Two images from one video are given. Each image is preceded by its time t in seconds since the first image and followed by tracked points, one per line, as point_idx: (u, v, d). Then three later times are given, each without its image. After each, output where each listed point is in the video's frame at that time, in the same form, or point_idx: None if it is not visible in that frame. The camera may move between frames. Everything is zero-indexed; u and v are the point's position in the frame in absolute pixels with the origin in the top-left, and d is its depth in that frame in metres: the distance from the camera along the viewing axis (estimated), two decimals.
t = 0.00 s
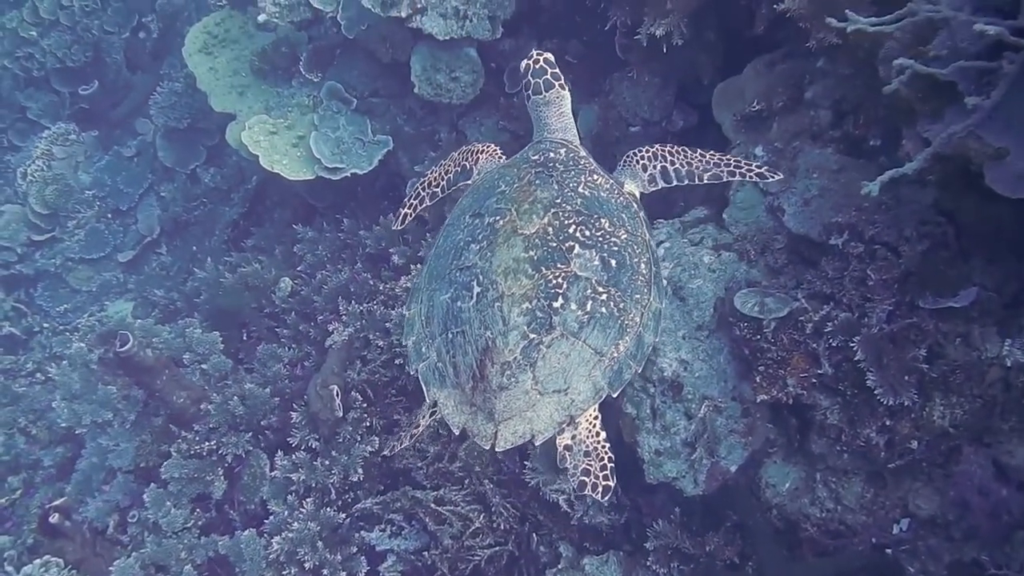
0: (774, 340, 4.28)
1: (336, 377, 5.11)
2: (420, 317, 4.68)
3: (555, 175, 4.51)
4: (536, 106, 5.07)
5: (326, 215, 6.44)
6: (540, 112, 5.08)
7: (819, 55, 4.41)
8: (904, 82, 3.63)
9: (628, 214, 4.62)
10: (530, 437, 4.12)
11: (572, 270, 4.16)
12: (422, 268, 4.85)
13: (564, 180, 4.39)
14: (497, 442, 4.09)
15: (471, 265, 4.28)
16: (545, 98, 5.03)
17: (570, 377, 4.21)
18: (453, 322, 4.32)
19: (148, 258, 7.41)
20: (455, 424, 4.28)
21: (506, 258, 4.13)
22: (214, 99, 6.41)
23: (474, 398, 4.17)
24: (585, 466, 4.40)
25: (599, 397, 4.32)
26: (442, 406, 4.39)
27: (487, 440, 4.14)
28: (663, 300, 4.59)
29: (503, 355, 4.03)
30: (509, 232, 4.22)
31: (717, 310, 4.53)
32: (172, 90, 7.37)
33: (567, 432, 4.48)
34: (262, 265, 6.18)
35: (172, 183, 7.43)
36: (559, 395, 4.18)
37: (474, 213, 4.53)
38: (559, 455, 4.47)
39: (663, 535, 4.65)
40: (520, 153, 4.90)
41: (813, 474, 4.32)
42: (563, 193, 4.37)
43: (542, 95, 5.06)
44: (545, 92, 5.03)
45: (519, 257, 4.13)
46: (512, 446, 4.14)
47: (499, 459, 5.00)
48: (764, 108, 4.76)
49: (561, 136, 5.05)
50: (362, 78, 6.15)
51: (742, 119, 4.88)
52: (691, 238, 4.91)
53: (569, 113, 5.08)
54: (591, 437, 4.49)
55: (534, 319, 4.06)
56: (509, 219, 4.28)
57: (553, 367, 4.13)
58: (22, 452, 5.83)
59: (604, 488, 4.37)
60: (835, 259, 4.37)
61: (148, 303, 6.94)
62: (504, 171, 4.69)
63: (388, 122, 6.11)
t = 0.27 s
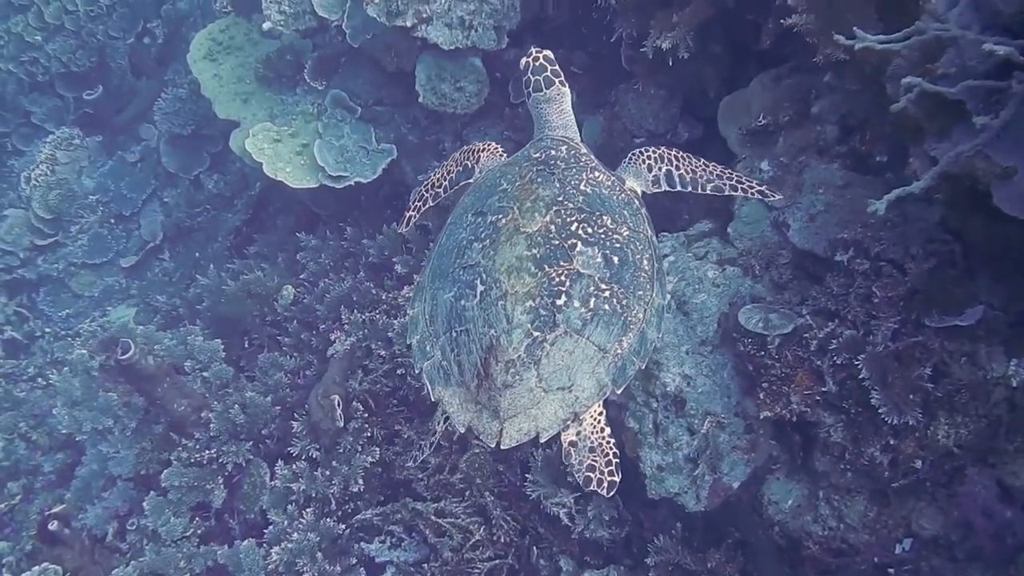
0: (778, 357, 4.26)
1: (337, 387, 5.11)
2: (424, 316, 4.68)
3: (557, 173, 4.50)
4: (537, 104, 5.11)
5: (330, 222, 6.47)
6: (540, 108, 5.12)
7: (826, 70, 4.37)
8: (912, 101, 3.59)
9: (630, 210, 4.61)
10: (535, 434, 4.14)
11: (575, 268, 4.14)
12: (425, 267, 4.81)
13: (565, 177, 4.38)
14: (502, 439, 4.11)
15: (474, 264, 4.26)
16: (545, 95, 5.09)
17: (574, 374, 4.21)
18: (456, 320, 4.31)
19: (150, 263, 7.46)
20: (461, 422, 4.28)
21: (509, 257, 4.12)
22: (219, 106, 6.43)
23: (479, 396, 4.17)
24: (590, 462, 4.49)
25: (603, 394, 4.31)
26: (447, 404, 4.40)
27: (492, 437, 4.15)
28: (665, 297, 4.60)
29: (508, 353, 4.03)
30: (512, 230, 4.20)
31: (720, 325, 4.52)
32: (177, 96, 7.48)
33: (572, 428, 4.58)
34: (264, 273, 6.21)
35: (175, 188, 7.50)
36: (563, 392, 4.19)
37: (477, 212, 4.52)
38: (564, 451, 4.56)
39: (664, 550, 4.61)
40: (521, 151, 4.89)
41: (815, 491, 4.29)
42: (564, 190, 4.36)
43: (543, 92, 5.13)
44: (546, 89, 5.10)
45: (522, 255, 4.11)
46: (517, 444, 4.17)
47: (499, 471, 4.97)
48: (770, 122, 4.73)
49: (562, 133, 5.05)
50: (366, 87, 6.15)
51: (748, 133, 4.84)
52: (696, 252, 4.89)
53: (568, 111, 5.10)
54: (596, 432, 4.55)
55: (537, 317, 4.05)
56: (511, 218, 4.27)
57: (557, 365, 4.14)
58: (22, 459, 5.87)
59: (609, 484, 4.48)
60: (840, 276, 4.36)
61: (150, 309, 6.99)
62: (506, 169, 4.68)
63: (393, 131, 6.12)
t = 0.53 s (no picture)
0: (783, 373, 4.24)
1: (339, 396, 5.13)
2: (429, 315, 4.68)
3: (560, 171, 4.52)
4: (541, 99, 5.10)
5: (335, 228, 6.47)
6: (546, 105, 5.11)
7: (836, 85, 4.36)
8: (922, 119, 3.57)
9: (633, 206, 4.63)
10: (540, 432, 4.11)
11: (579, 265, 4.13)
12: (430, 265, 4.84)
13: (569, 175, 4.40)
14: (508, 437, 4.08)
15: (478, 262, 4.24)
16: (550, 91, 5.10)
17: (579, 371, 4.20)
18: (461, 318, 4.29)
19: (154, 265, 7.48)
20: (466, 420, 4.25)
21: (513, 255, 4.09)
22: (226, 110, 6.43)
23: (485, 394, 4.15)
24: (596, 459, 4.45)
25: (608, 390, 4.31)
26: (453, 402, 4.37)
27: (498, 435, 4.12)
28: (667, 293, 4.64)
29: (512, 351, 3.97)
30: (516, 228, 4.19)
31: (725, 340, 4.50)
32: (184, 98, 7.48)
33: (576, 424, 4.53)
34: (269, 278, 6.22)
35: (180, 191, 7.54)
36: (568, 389, 4.18)
37: (481, 210, 4.53)
38: (569, 447, 4.50)
39: (666, 565, 4.59)
40: (525, 149, 4.91)
41: (818, 508, 4.25)
42: (568, 188, 4.37)
43: (547, 89, 5.13)
44: (550, 86, 5.13)
45: (526, 253, 4.10)
46: (523, 441, 4.14)
47: (501, 482, 4.97)
48: (779, 137, 4.69)
49: (566, 129, 5.08)
50: (374, 93, 6.13)
51: (756, 147, 4.81)
52: (702, 266, 4.87)
53: (571, 108, 5.12)
54: (601, 428, 4.50)
55: (542, 315, 4.01)
56: (515, 216, 4.26)
57: (562, 362, 4.12)
58: (23, 460, 5.93)
59: (614, 480, 4.41)
60: (847, 293, 4.33)
61: (154, 311, 7.02)
62: (509, 167, 4.70)
63: (399, 137, 6.11)
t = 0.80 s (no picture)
0: (785, 392, 4.22)
1: (340, 405, 5.09)
2: (434, 316, 4.71)
3: (562, 172, 4.49)
4: (541, 99, 5.06)
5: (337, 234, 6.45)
6: (546, 105, 5.06)
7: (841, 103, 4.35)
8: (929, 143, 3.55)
9: (635, 206, 4.60)
10: (546, 432, 4.15)
11: (582, 266, 4.11)
12: (434, 267, 4.88)
13: (571, 176, 4.37)
14: (513, 438, 4.09)
15: (482, 264, 4.24)
16: (549, 92, 5.04)
17: (583, 372, 4.21)
18: (466, 320, 4.30)
19: (155, 268, 7.46)
20: (472, 421, 4.29)
21: (516, 256, 4.08)
22: (228, 114, 6.42)
23: (490, 395, 4.16)
24: (601, 458, 4.38)
25: (612, 390, 4.34)
26: (459, 403, 4.40)
27: (504, 436, 4.14)
28: (670, 292, 4.64)
29: (517, 353, 3.97)
30: (519, 230, 4.18)
31: (728, 357, 4.48)
32: (186, 102, 7.49)
33: (581, 424, 4.52)
34: (270, 284, 6.21)
35: (182, 194, 7.54)
36: (573, 389, 4.20)
37: (484, 211, 4.51)
38: (573, 447, 4.50)
39: None
40: (526, 150, 4.90)
41: (819, 527, 4.25)
42: (570, 189, 4.35)
43: (546, 90, 5.07)
44: (549, 86, 5.06)
45: (530, 255, 4.08)
46: (528, 442, 4.16)
47: (501, 494, 4.95)
48: (784, 154, 4.65)
49: (567, 130, 5.04)
50: (377, 100, 6.11)
51: (761, 163, 4.77)
52: (705, 281, 4.85)
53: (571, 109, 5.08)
54: (606, 428, 4.47)
55: (546, 316, 4.00)
56: (518, 217, 4.26)
57: (566, 363, 4.13)
58: (21, 464, 5.91)
59: (620, 479, 4.34)
60: (850, 312, 4.32)
61: (154, 314, 7.01)
62: (512, 169, 4.68)
63: (402, 144, 6.09)
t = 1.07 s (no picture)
0: (787, 416, 4.20)
1: (339, 417, 5.11)
2: (436, 321, 4.70)
3: (563, 176, 4.49)
4: (541, 104, 5.00)
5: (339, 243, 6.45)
6: (545, 109, 5.02)
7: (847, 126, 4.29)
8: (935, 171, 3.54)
9: (636, 211, 4.60)
10: (548, 436, 4.12)
11: (583, 271, 4.14)
12: (436, 272, 4.85)
13: (571, 181, 4.38)
14: (516, 443, 4.07)
15: (484, 269, 4.26)
16: (550, 95, 4.98)
17: (585, 376, 4.23)
18: (468, 325, 4.31)
19: (157, 271, 7.45)
20: (476, 426, 4.26)
21: (518, 262, 4.10)
22: (233, 121, 6.42)
23: (493, 400, 4.15)
24: (603, 462, 4.34)
25: (614, 394, 4.34)
26: (461, 408, 4.37)
27: (506, 441, 4.11)
28: (670, 296, 4.67)
29: (520, 358, 4.00)
30: (520, 235, 4.20)
31: (730, 378, 4.47)
32: (191, 106, 7.47)
33: (584, 429, 4.49)
34: (272, 291, 6.21)
35: (185, 198, 7.53)
36: (575, 394, 4.20)
37: (485, 216, 4.50)
38: (577, 451, 4.49)
39: None
40: (527, 155, 4.87)
41: (819, 550, 4.21)
42: (570, 195, 4.36)
43: (547, 93, 5.01)
44: (550, 90, 5.00)
45: (531, 260, 4.11)
46: (531, 446, 4.14)
47: (499, 509, 4.94)
48: (789, 175, 4.65)
49: (568, 135, 5.00)
50: (382, 110, 6.10)
51: (766, 184, 4.77)
52: (708, 301, 4.85)
53: (571, 111, 5.00)
54: (609, 432, 4.44)
55: (548, 321, 4.03)
56: (520, 223, 4.26)
57: (568, 367, 4.15)
58: (20, 467, 5.91)
59: (623, 482, 4.31)
60: (853, 335, 4.29)
61: (155, 318, 7.00)
62: (513, 173, 4.67)
63: (406, 155, 6.09)
